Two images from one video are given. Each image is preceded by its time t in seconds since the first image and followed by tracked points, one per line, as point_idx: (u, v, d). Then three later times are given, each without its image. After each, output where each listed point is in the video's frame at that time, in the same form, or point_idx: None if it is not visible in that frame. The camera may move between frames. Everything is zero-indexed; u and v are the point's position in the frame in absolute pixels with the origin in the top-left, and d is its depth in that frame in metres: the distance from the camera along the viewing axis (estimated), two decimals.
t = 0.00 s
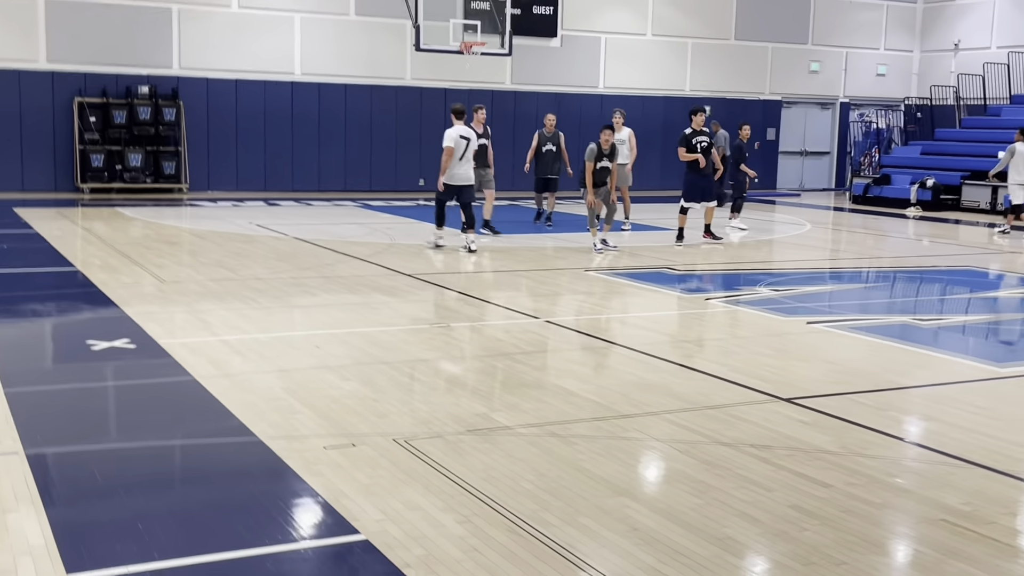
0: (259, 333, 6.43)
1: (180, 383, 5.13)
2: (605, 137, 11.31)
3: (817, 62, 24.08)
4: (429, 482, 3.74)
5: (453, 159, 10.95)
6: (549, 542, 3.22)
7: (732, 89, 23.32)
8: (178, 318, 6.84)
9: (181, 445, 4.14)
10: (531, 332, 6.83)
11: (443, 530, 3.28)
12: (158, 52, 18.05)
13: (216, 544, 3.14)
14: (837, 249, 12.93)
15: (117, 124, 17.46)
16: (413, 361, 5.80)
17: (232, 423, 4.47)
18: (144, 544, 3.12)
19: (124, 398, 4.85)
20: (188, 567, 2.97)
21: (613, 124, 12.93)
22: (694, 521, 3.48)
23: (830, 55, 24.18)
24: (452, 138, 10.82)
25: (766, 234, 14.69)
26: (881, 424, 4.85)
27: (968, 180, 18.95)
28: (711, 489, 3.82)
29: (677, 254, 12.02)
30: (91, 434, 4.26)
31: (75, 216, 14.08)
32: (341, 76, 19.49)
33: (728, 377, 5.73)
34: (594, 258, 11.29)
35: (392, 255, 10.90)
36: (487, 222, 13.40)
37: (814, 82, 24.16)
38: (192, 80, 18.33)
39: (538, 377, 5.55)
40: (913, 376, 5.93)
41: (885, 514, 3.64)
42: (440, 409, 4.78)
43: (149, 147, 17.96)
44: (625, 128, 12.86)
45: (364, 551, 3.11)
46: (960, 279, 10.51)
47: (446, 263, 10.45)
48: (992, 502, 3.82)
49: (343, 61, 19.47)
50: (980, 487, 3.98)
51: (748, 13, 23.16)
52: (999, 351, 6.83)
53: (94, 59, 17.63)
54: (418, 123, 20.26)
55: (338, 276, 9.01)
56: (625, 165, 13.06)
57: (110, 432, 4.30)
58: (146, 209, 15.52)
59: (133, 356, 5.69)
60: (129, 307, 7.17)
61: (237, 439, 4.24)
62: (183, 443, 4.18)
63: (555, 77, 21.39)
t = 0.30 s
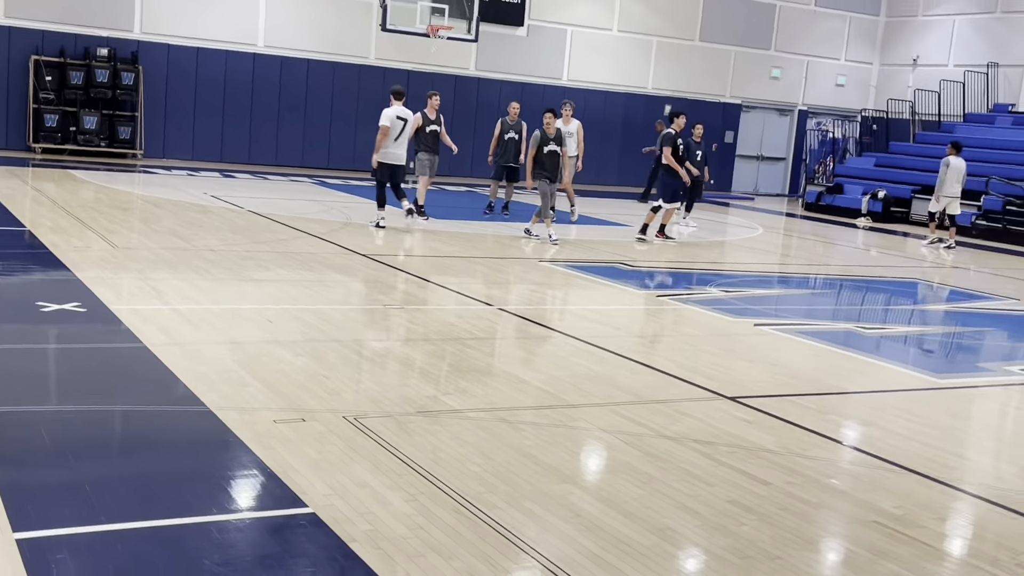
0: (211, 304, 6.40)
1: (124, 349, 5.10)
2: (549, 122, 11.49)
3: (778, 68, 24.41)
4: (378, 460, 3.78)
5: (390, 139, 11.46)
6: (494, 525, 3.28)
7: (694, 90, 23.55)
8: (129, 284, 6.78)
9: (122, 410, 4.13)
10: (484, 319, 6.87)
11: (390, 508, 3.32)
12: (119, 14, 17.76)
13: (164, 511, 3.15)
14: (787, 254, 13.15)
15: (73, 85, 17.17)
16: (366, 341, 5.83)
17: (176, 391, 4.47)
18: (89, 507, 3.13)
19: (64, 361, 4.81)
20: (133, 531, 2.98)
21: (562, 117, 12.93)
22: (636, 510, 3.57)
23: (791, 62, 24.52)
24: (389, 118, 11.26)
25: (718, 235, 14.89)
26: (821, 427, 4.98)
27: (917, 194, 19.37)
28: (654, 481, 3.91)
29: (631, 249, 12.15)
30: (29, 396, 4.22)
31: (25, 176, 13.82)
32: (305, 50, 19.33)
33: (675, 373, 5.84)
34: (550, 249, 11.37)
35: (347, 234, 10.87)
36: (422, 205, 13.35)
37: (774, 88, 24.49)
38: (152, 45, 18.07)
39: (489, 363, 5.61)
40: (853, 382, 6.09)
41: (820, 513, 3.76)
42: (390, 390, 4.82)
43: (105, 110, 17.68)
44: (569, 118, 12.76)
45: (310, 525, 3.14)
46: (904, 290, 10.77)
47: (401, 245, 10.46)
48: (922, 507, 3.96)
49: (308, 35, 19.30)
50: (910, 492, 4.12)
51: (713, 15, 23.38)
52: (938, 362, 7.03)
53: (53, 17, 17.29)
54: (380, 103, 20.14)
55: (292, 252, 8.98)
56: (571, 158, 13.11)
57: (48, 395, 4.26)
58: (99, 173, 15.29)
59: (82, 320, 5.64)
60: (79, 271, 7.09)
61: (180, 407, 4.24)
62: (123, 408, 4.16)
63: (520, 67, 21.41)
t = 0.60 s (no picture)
0: (194, 287, 6.42)
1: (103, 329, 5.12)
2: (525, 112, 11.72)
3: (763, 72, 24.57)
4: (359, 445, 3.82)
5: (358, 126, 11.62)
6: (472, 511, 3.34)
7: (679, 90, 23.66)
8: (112, 266, 6.78)
9: (98, 389, 4.16)
10: (465, 311, 6.93)
11: (370, 492, 3.37)
12: None
13: (145, 489, 3.19)
14: (767, 256, 13.27)
15: (58, 66, 17.05)
16: (348, 329, 5.87)
17: (154, 372, 4.50)
18: (71, 483, 3.16)
19: (41, 340, 4.82)
20: (116, 506, 3.02)
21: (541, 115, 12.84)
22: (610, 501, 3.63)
23: (776, 66, 24.69)
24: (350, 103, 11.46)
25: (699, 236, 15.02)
26: (795, 426, 5.07)
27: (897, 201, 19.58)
28: (629, 473, 3.98)
29: (612, 247, 12.23)
30: (5, 374, 4.23)
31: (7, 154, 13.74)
32: (292, 38, 19.27)
33: (652, 369, 5.91)
34: (533, 244, 11.42)
35: (330, 222, 10.88)
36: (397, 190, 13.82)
37: (758, 91, 24.65)
38: (139, 27, 17.98)
39: (469, 354, 5.66)
40: (827, 383, 6.19)
41: (791, 509, 3.84)
42: (371, 377, 4.86)
43: (89, 92, 17.56)
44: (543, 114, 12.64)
45: (290, 507, 3.19)
46: (880, 295, 10.90)
47: (383, 235, 10.49)
48: (890, 506, 4.05)
49: (295, 23, 19.25)
50: (880, 491, 4.21)
51: (701, 17, 23.48)
52: (912, 367, 7.15)
53: None
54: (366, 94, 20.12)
55: (275, 239, 9.00)
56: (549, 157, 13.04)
57: (24, 372, 4.28)
58: (81, 154, 15.21)
59: (64, 300, 5.66)
60: (62, 251, 7.08)
61: (158, 387, 4.27)
62: (100, 387, 4.19)
63: (506, 61, 21.43)
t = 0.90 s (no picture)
0: (186, 280, 6.49)
1: (97, 325, 5.20)
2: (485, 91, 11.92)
3: (741, 38, 24.60)
4: (357, 424, 3.92)
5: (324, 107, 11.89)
6: (469, 481, 3.43)
7: (657, 61, 23.69)
8: (103, 264, 6.85)
9: (94, 383, 4.24)
10: (456, 290, 7.02)
11: (370, 468, 3.46)
12: None
13: (151, 476, 3.28)
14: (753, 222, 13.36)
15: (35, 67, 16.98)
16: (341, 313, 5.95)
17: (150, 364, 4.58)
18: (78, 473, 3.25)
19: (35, 339, 4.89)
20: (123, 493, 3.11)
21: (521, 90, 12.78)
22: (604, 465, 3.74)
23: (753, 32, 24.73)
24: (318, 87, 11.62)
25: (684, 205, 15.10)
26: (784, 385, 5.17)
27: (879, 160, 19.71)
28: (622, 437, 4.08)
29: (599, 221, 12.32)
30: (1, 374, 4.30)
31: None
32: (267, 28, 19.22)
33: (642, 337, 6.01)
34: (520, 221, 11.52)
35: (317, 210, 10.94)
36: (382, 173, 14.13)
37: (737, 58, 24.67)
38: (115, 25, 17.94)
39: (462, 332, 5.75)
40: (815, 343, 6.30)
41: (780, 463, 3.95)
42: (366, 359, 4.95)
43: (68, 92, 17.50)
44: (519, 94, 12.63)
45: (294, 486, 3.28)
46: (867, 254, 11.02)
47: (371, 219, 10.56)
48: (878, 456, 4.16)
49: (271, 13, 19.20)
50: (868, 443, 4.32)
51: None
52: (899, 322, 7.27)
53: None
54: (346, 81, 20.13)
55: (264, 229, 9.06)
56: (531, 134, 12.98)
57: (20, 371, 4.36)
58: (64, 155, 15.21)
59: (58, 299, 5.73)
60: (53, 251, 7.15)
61: (155, 379, 4.36)
62: (96, 381, 4.27)
63: (484, 40, 21.43)
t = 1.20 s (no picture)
0: (188, 292, 6.53)
1: (101, 341, 5.24)
2: (458, 87, 12.26)
3: (728, 24, 24.61)
4: (364, 428, 3.96)
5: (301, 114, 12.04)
6: (476, 478, 3.48)
7: (646, 50, 23.71)
8: (104, 278, 6.89)
9: (99, 400, 4.26)
10: (455, 289, 7.06)
11: (378, 470, 3.51)
12: (68, 10, 17.63)
13: (164, 488, 3.32)
14: (748, 208, 13.39)
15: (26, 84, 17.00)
16: (343, 317, 5.99)
17: (154, 377, 4.61)
18: (92, 488, 3.30)
19: (38, 358, 4.92)
20: (137, 506, 3.16)
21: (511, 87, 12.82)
22: (609, 457, 3.79)
23: (741, 17, 24.73)
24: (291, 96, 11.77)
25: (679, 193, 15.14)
26: (785, 370, 5.22)
27: (872, 140, 19.75)
28: (626, 429, 4.13)
29: (595, 213, 12.36)
30: (4, 394, 4.33)
31: None
32: (255, 35, 19.22)
33: (642, 328, 6.06)
34: (516, 217, 11.56)
35: (313, 215, 10.97)
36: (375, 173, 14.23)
37: (726, 44, 24.69)
38: (103, 39, 17.97)
39: (463, 331, 5.79)
40: (814, 326, 6.35)
41: (782, 448, 4.00)
42: (370, 362, 4.99)
43: (60, 107, 17.51)
44: (506, 92, 12.66)
45: (305, 491, 3.33)
46: (863, 236, 11.06)
47: (368, 222, 10.60)
48: (879, 436, 4.21)
49: (258, 20, 19.21)
50: (869, 423, 4.38)
51: None
52: (897, 302, 7.31)
53: None
54: (336, 86, 20.15)
55: (261, 237, 9.10)
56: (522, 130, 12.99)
57: (24, 390, 4.38)
58: (57, 171, 15.22)
59: (61, 316, 5.78)
60: (54, 269, 7.19)
61: (162, 391, 4.40)
62: (104, 396, 4.32)
63: (472, 37, 21.45)
